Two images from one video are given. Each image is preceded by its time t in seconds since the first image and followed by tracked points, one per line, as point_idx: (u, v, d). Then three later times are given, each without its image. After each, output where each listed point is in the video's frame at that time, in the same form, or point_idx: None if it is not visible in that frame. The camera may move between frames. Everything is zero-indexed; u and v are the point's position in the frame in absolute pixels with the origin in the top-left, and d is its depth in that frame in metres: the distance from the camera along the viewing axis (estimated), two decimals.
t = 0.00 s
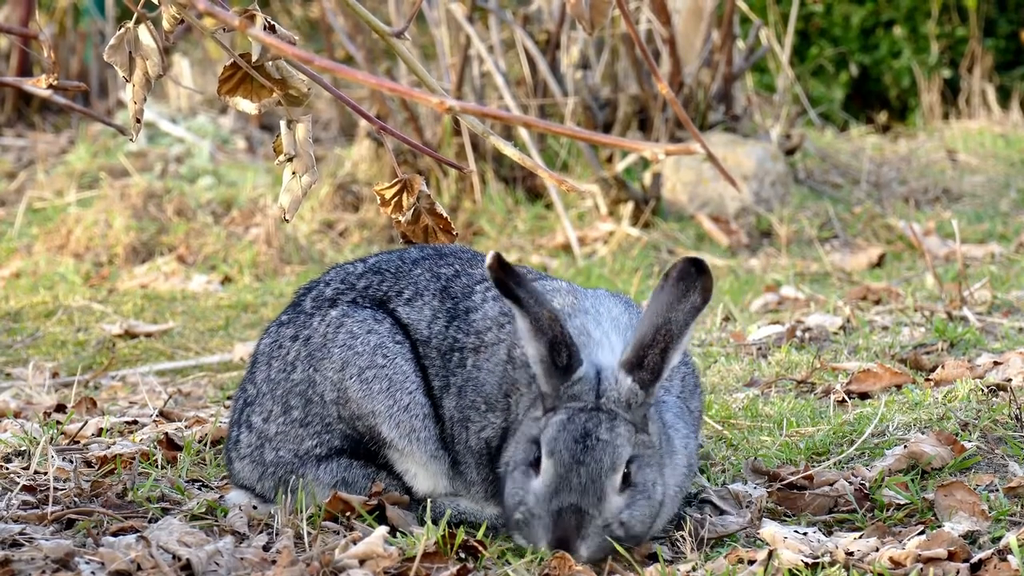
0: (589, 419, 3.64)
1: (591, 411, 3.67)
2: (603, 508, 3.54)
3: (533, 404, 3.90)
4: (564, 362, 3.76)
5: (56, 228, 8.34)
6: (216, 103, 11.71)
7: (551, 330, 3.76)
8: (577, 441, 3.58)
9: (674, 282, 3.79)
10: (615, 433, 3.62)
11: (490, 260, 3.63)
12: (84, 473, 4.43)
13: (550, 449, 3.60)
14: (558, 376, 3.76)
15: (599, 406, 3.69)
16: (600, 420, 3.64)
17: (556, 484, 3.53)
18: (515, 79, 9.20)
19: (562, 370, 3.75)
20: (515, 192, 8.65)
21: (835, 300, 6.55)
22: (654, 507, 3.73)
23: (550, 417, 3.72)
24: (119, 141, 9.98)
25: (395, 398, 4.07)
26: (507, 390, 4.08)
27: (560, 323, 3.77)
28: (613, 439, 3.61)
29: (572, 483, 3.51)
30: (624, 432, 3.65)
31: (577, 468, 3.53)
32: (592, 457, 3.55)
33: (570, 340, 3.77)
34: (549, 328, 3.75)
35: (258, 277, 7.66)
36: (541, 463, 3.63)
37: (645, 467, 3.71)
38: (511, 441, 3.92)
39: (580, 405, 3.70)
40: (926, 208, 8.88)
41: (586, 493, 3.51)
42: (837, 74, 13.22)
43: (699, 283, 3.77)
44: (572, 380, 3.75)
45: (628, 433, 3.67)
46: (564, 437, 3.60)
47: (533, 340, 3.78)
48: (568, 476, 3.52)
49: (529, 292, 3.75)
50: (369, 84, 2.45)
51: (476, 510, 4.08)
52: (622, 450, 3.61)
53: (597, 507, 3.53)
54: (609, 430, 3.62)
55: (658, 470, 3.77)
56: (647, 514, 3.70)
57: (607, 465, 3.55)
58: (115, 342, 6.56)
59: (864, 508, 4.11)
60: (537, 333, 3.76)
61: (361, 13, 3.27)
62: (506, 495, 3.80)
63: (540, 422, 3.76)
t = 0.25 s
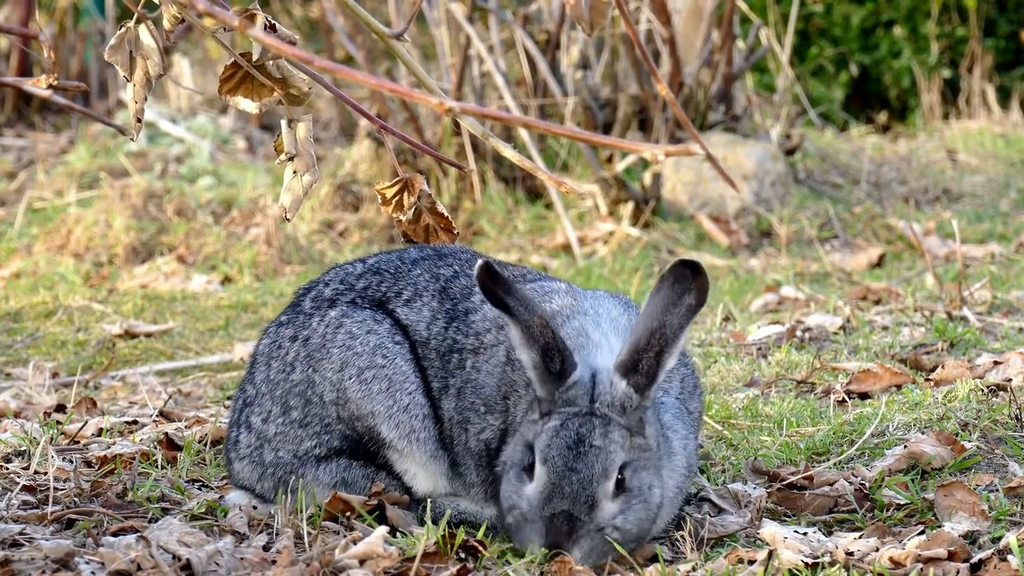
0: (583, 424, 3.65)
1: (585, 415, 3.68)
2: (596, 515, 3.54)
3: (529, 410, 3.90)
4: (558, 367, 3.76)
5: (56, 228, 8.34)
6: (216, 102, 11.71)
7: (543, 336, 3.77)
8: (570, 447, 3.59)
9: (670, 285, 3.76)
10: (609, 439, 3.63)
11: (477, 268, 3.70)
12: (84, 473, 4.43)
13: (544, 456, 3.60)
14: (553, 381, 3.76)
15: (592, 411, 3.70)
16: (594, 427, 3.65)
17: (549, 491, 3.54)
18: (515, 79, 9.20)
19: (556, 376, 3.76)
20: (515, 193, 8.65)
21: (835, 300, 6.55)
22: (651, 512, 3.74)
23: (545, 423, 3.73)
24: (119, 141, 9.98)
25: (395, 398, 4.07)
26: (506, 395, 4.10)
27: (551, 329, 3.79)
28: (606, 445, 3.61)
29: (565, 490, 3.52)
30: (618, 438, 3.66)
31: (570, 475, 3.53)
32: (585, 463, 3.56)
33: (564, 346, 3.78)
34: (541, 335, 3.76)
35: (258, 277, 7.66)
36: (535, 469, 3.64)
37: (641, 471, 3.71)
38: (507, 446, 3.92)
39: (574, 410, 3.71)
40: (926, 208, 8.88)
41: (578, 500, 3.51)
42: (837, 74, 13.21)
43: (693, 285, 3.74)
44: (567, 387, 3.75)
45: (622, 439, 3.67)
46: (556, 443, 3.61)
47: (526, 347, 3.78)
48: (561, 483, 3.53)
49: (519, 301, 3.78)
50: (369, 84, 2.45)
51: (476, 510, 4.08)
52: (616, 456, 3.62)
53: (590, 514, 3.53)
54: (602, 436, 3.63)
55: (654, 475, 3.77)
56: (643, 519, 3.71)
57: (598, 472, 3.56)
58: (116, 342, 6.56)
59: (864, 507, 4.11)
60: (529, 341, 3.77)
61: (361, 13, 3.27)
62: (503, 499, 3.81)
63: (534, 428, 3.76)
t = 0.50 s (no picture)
0: (575, 405, 3.61)
1: (579, 396, 3.65)
2: (582, 498, 3.48)
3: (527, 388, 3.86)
4: (557, 341, 3.79)
5: (56, 228, 8.34)
6: (217, 103, 11.71)
7: (543, 310, 3.78)
8: (562, 429, 3.52)
9: (666, 265, 3.76)
10: (600, 423, 3.58)
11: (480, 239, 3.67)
12: (84, 473, 4.43)
13: (534, 436, 3.54)
14: (552, 355, 3.78)
15: (587, 390, 3.68)
16: (587, 408, 3.61)
17: (537, 470, 3.47)
18: (515, 79, 9.20)
19: (554, 350, 3.78)
20: (515, 192, 8.65)
21: (835, 300, 6.56)
22: (641, 496, 3.68)
23: (540, 401, 3.69)
24: (119, 141, 9.98)
25: (395, 398, 4.07)
26: (502, 388, 4.07)
27: (551, 303, 3.79)
28: (598, 427, 3.56)
29: (553, 472, 3.45)
30: (610, 421, 3.61)
31: (560, 456, 3.46)
32: (574, 446, 3.49)
33: (563, 321, 3.81)
34: (541, 309, 3.77)
35: (258, 277, 7.66)
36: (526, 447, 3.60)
37: (632, 455, 3.65)
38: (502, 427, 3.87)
39: (569, 389, 3.69)
40: (926, 208, 8.88)
41: (565, 482, 3.45)
42: (837, 74, 13.21)
43: (691, 267, 3.74)
44: (564, 360, 3.77)
45: (614, 423, 3.62)
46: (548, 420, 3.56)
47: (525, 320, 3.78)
48: (549, 464, 3.46)
49: (520, 272, 3.77)
50: (369, 84, 2.45)
51: (476, 510, 4.04)
52: (606, 441, 3.55)
53: (576, 497, 3.47)
54: (594, 419, 3.58)
55: (648, 462, 3.71)
56: (631, 503, 3.65)
57: (587, 456, 3.49)
58: (116, 342, 6.56)
59: (864, 507, 4.11)
60: (529, 314, 3.77)
61: (361, 13, 3.27)
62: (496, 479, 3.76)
63: (528, 408, 3.72)
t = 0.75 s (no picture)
0: (560, 401, 3.65)
1: (562, 394, 3.68)
2: (569, 492, 3.51)
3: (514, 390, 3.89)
4: (533, 346, 3.81)
5: (56, 228, 8.34)
6: (217, 103, 11.72)
7: (517, 314, 3.79)
8: (545, 424, 3.57)
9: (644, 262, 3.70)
10: (584, 417, 3.62)
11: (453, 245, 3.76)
12: (84, 473, 4.43)
13: (519, 432, 3.59)
14: (531, 359, 3.80)
15: (571, 387, 3.70)
16: (570, 404, 3.64)
17: (523, 466, 3.51)
18: (515, 79, 9.20)
19: (531, 354, 3.80)
20: (515, 192, 8.65)
21: (835, 300, 6.56)
22: (630, 494, 3.69)
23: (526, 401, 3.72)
24: (119, 141, 9.98)
25: (393, 396, 4.07)
26: (495, 386, 4.06)
27: (526, 307, 3.81)
28: (580, 422, 3.60)
29: (538, 465, 3.50)
30: (594, 415, 3.64)
31: (542, 450, 3.52)
32: (558, 439, 3.54)
33: (539, 325, 3.82)
34: (515, 313, 3.79)
35: (258, 277, 7.66)
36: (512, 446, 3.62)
37: (619, 451, 3.67)
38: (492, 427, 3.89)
39: (553, 387, 3.71)
40: (926, 208, 8.88)
41: (551, 475, 3.49)
42: (837, 74, 13.21)
43: (666, 263, 3.69)
44: (544, 362, 3.78)
45: (598, 418, 3.65)
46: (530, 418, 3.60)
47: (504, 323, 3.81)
48: (534, 458, 3.51)
49: (491, 278, 3.81)
50: (369, 83, 2.44)
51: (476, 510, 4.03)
52: (590, 433, 3.59)
53: (563, 491, 3.50)
54: (578, 414, 3.62)
55: (636, 459, 3.73)
56: (621, 500, 3.66)
57: (569, 448, 3.54)
58: (116, 342, 6.56)
59: (864, 508, 4.11)
60: (505, 319, 3.80)
61: (361, 13, 3.27)
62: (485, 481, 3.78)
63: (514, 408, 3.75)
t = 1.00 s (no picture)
0: (553, 409, 3.67)
1: (557, 402, 3.70)
2: (554, 499, 3.54)
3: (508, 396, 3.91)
4: (536, 354, 3.81)
5: (56, 228, 8.34)
6: (216, 103, 11.71)
7: (521, 322, 3.79)
8: (537, 429, 3.61)
9: (645, 278, 3.66)
10: (575, 426, 3.65)
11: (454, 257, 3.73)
12: (84, 473, 4.43)
13: (510, 434, 3.63)
14: (530, 368, 3.81)
15: (565, 398, 3.72)
16: (563, 412, 3.67)
17: (509, 470, 3.56)
18: (515, 79, 9.20)
19: (534, 361, 3.80)
20: (515, 192, 8.65)
21: (835, 300, 6.56)
22: (616, 505, 3.73)
23: (520, 405, 3.75)
24: (119, 141, 9.98)
25: (393, 396, 4.07)
26: (491, 392, 4.07)
27: (529, 315, 3.81)
28: (570, 430, 3.63)
29: (525, 469, 3.53)
30: (586, 425, 3.68)
31: (531, 455, 3.55)
32: (547, 445, 3.57)
33: (542, 333, 3.82)
34: (519, 320, 3.79)
35: (258, 277, 7.66)
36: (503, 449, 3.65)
37: (608, 463, 3.71)
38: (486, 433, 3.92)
39: (548, 395, 3.73)
40: (926, 208, 8.88)
41: (537, 481, 3.52)
42: (837, 74, 13.21)
43: (668, 281, 3.64)
44: (544, 370, 3.79)
45: (589, 428, 3.68)
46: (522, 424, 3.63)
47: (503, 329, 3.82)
48: (521, 461, 3.55)
49: (497, 286, 3.79)
50: (369, 84, 2.44)
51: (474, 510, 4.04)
52: (580, 443, 3.62)
53: (547, 498, 3.53)
54: (569, 422, 3.65)
55: (624, 473, 3.76)
56: (605, 510, 3.69)
57: (559, 455, 3.57)
58: (115, 342, 6.56)
59: (864, 508, 4.11)
60: (506, 325, 3.80)
61: (361, 13, 3.27)
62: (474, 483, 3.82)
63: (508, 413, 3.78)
